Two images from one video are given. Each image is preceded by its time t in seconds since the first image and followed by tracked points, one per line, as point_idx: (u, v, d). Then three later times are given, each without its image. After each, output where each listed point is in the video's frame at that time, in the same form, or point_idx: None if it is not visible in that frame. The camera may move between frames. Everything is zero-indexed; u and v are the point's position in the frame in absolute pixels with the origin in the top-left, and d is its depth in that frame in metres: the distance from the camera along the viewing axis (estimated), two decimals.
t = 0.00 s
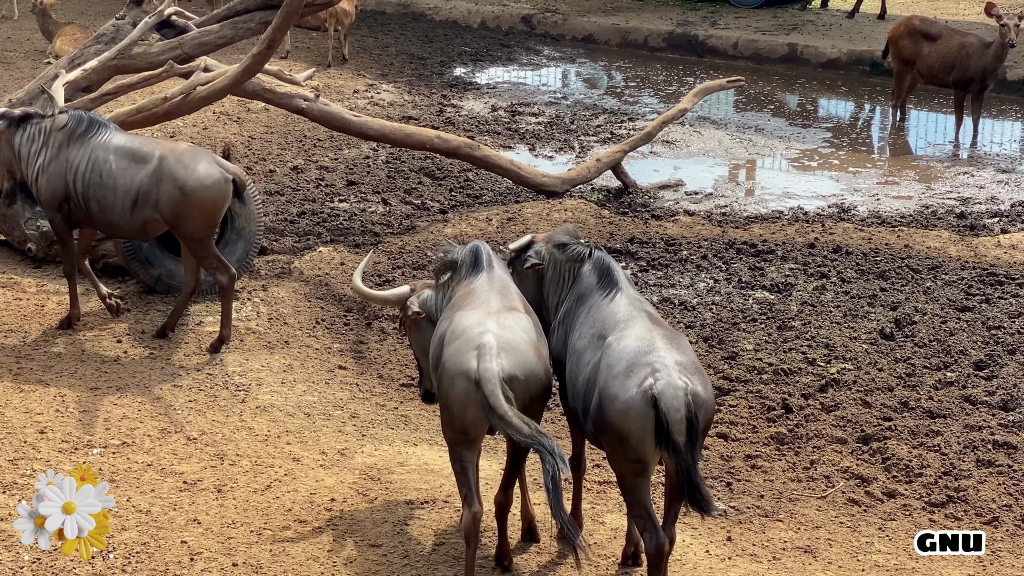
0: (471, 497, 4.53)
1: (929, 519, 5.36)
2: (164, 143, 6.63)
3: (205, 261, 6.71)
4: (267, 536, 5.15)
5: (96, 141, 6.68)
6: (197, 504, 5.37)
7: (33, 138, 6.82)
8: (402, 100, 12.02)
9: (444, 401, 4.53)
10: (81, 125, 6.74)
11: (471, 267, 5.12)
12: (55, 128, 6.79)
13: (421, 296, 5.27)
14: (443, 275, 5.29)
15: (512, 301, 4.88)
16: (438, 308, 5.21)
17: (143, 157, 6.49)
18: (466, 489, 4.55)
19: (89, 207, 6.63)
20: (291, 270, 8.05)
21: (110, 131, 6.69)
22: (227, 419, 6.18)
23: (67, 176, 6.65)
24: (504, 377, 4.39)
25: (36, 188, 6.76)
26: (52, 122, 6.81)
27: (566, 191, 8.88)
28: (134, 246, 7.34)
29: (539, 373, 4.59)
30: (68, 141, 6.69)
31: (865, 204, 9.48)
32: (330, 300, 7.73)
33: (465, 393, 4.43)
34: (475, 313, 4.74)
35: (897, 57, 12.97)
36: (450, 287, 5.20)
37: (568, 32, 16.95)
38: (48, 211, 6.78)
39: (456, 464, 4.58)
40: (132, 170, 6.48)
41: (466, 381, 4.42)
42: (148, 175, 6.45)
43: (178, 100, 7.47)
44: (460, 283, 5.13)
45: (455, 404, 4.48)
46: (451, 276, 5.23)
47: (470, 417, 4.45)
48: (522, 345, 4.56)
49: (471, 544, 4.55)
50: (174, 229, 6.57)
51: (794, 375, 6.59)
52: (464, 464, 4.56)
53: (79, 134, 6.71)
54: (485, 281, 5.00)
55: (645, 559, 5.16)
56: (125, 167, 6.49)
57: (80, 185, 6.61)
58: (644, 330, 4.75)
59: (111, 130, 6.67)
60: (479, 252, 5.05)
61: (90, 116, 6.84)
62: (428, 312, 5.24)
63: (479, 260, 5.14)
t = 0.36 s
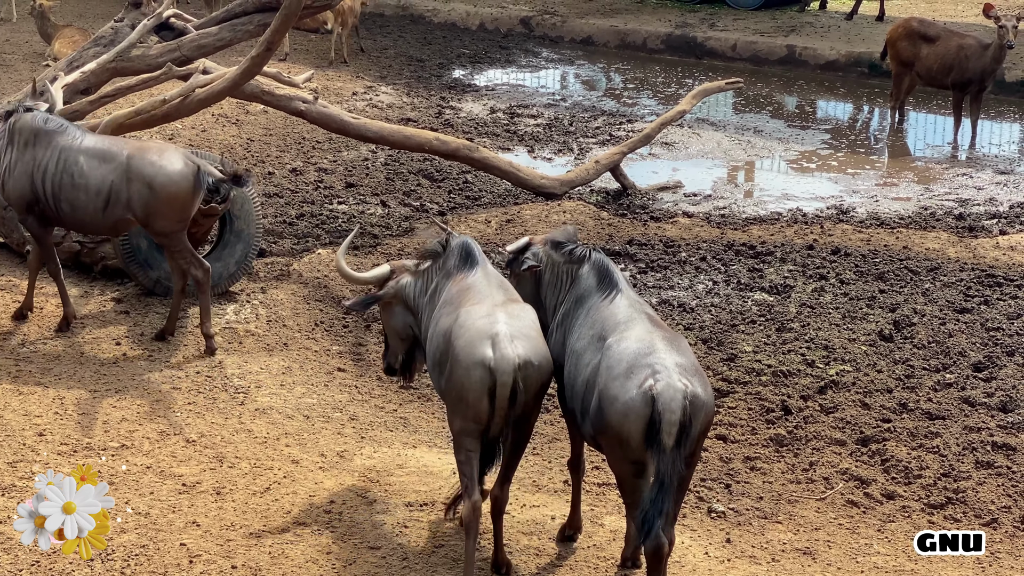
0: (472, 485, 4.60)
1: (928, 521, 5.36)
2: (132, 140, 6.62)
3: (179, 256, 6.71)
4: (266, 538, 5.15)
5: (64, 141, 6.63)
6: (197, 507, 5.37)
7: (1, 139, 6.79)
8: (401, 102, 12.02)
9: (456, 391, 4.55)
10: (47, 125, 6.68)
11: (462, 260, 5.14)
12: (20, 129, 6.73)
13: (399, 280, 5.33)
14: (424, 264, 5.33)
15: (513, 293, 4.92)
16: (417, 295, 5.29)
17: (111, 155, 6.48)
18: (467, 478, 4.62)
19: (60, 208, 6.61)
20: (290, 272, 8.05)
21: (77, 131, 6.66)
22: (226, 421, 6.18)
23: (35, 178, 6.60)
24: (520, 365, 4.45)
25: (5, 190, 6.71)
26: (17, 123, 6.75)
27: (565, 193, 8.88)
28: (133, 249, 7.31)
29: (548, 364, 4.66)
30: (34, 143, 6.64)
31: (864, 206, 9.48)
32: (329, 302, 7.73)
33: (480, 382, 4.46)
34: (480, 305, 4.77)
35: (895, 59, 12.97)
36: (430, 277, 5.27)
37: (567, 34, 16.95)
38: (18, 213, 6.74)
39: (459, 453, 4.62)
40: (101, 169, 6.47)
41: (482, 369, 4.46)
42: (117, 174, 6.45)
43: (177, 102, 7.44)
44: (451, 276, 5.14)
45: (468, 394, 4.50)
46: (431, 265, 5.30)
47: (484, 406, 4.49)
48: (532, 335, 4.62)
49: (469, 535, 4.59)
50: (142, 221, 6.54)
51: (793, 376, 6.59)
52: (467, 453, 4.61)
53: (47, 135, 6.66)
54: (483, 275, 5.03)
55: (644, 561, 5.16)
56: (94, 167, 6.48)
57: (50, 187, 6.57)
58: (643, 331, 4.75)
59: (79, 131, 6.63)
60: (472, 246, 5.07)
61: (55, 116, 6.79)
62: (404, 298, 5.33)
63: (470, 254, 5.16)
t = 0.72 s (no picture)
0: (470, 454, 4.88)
1: (930, 522, 5.36)
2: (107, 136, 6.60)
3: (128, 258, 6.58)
4: (268, 539, 5.16)
5: (41, 138, 6.64)
6: (199, 508, 5.37)
7: None
8: (404, 103, 12.02)
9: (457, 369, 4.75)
10: (24, 122, 6.67)
11: (441, 248, 5.35)
12: None
13: (375, 270, 5.55)
14: (397, 256, 5.53)
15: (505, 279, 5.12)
16: (392, 285, 5.52)
17: (87, 152, 6.48)
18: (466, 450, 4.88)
19: (38, 205, 6.64)
20: (293, 274, 8.06)
21: (55, 128, 6.65)
22: (228, 423, 6.18)
23: (14, 175, 6.62)
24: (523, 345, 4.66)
25: None
26: None
27: (567, 195, 8.88)
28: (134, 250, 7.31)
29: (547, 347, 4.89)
30: (12, 140, 6.65)
31: (866, 207, 9.48)
32: (332, 304, 7.73)
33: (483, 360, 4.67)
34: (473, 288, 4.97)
35: (897, 60, 12.98)
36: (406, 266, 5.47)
37: (569, 35, 16.95)
38: None
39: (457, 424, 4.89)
40: (76, 167, 6.47)
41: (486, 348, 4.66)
42: (91, 171, 6.44)
43: (179, 103, 7.41)
44: (432, 265, 5.35)
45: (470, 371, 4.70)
46: (403, 256, 5.52)
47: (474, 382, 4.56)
48: (531, 317, 4.83)
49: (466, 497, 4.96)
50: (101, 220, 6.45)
51: (795, 377, 6.59)
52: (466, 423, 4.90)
53: (26, 132, 6.66)
54: (467, 262, 5.24)
55: (646, 562, 5.17)
56: (69, 165, 6.48)
57: (27, 184, 6.59)
58: (647, 333, 4.76)
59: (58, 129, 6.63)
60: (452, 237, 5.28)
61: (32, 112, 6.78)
62: (381, 288, 5.55)
63: (449, 244, 5.37)
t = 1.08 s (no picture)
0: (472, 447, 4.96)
1: (935, 522, 5.36)
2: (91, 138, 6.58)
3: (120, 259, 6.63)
4: (274, 540, 5.16)
5: (25, 139, 6.63)
6: (204, 508, 5.37)
7: None
8: (409, 104, 12.02)
9: (441, 360, 4.81)
10: (8, 123, 6.67)
11: (410, 238, 5.38)
12: None
13: (339, 257, 5.60)
14: (362, 244, 5.55)
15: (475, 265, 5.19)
16: (357, 272, 5.56)
17: (68, 153, 6.45)
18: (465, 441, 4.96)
19: (20, 205, 6.62)
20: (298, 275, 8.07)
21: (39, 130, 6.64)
22: (233, 423, 6.19)
23: None
24: (504, 332, 4.75)
25: None
26: None
27: (572, 195, 8.88)
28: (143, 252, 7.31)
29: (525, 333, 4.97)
30: None
31: (871, 208, 9.47)
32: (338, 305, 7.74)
33: (467, 349, 4.74)
34: (450, 278, 5.02)
35: (903, 60, 12.97)
36: (372, 255, 5.50)
37: (575, 35, 16.95)
38: None
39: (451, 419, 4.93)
40: (58, 167, 6.45)
41: (468, 336, 4.73)
42: (73, 172, 6.42)
43: (184, 103, 7.40)
44: (401, 254, 5.38)
45: (455, 361, 4.78)
46: (367, 244, 5.54)
47: (467, 369, 4.78)
48: (509, 304, 4.91)
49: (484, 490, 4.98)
50: (87, 221, 6.50)
51: (800, 378, 6.59)
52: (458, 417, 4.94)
53: (9, 133, 6.66)
54: (440, 252, 5.27)
55: (652, 562, 5.16)
56: (50, 165, 6.46)
57: (10, 185, 6.58)
58: (653, 333, 4.76)
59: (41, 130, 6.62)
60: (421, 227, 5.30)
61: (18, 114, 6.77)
62: (345, 274, 5.60)
63: (417, 233, 5.39)
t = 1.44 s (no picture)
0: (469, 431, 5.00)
1: (948, 522, 5.35)
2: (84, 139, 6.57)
3: (119, 259, 6.69)
4: (285, 539, 5.16)
5: (18, 141, 6.61)
6: (215, 507, 5.38)
7: None
8: (420, 103, 12.03)
9: (433, 345, 4.84)
10: None
11: (372, 228, 5.43)
12: None
13: (298, 247, 5.63)
14: (322, 237, 5.58)
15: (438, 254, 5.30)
16: (314, 264, 5.60)
17: (60, 157, 6.44)
18: (461, 426, 4.99)
19: (14, 207, 6.62)
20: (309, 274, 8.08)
21: (31, 131, 6.62)
22: (244, 422, 6.19)
23: None
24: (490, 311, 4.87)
25: None
26: None
27: (583, 195, 8.87)
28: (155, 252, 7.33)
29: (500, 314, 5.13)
30: None
31: (883, 207, 9.45)
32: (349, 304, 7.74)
33: (459, 331, 4.81)
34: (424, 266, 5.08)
35: (914, 60, 12.95)
36: (333, 245, 5.53)
37: (585, 35, 16.96)
38: None
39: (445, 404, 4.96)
40: (51, 170, 6.45)
41: (461, 319, 4.80)
42: (66, 175, 6.41)
43: (195, 103, 7.40)
44: (364, 245, 5.43)
45: (446, 344, 4.83)
46: (328, 236, 5.58)
47: (465, 351, 4.84)
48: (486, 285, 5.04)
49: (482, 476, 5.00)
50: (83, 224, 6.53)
51: (812, 377, 6.58)
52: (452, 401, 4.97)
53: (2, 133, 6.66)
54: (404, 243, 5.34)
55: (663, 562, 5.15)
56: (43, 168, 6.45)
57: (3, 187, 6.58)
58: (666, 333, 4.77)
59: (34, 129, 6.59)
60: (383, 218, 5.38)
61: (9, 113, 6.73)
62: (302, 265, 5.62)
63: (376, 224, 5.46)
